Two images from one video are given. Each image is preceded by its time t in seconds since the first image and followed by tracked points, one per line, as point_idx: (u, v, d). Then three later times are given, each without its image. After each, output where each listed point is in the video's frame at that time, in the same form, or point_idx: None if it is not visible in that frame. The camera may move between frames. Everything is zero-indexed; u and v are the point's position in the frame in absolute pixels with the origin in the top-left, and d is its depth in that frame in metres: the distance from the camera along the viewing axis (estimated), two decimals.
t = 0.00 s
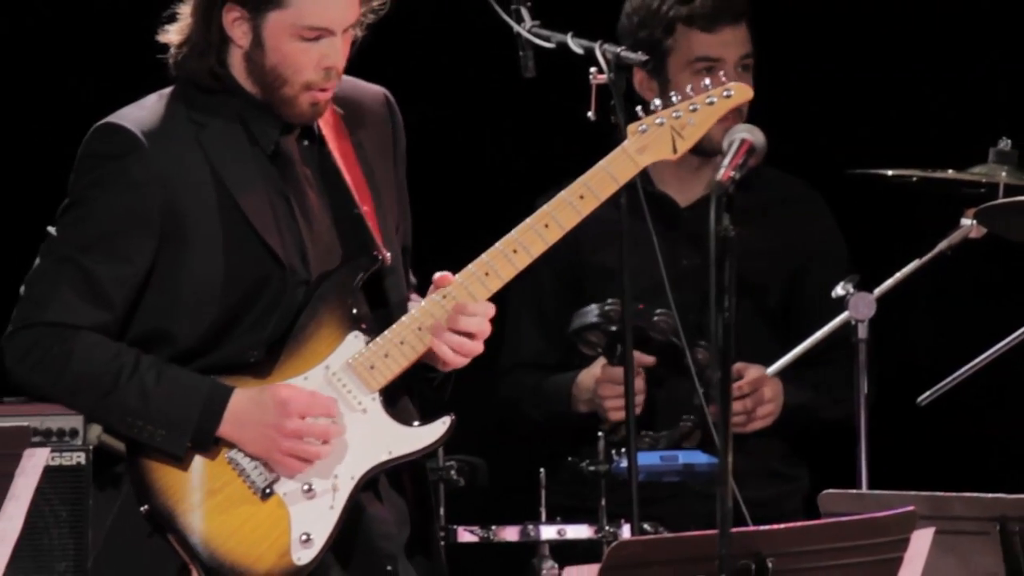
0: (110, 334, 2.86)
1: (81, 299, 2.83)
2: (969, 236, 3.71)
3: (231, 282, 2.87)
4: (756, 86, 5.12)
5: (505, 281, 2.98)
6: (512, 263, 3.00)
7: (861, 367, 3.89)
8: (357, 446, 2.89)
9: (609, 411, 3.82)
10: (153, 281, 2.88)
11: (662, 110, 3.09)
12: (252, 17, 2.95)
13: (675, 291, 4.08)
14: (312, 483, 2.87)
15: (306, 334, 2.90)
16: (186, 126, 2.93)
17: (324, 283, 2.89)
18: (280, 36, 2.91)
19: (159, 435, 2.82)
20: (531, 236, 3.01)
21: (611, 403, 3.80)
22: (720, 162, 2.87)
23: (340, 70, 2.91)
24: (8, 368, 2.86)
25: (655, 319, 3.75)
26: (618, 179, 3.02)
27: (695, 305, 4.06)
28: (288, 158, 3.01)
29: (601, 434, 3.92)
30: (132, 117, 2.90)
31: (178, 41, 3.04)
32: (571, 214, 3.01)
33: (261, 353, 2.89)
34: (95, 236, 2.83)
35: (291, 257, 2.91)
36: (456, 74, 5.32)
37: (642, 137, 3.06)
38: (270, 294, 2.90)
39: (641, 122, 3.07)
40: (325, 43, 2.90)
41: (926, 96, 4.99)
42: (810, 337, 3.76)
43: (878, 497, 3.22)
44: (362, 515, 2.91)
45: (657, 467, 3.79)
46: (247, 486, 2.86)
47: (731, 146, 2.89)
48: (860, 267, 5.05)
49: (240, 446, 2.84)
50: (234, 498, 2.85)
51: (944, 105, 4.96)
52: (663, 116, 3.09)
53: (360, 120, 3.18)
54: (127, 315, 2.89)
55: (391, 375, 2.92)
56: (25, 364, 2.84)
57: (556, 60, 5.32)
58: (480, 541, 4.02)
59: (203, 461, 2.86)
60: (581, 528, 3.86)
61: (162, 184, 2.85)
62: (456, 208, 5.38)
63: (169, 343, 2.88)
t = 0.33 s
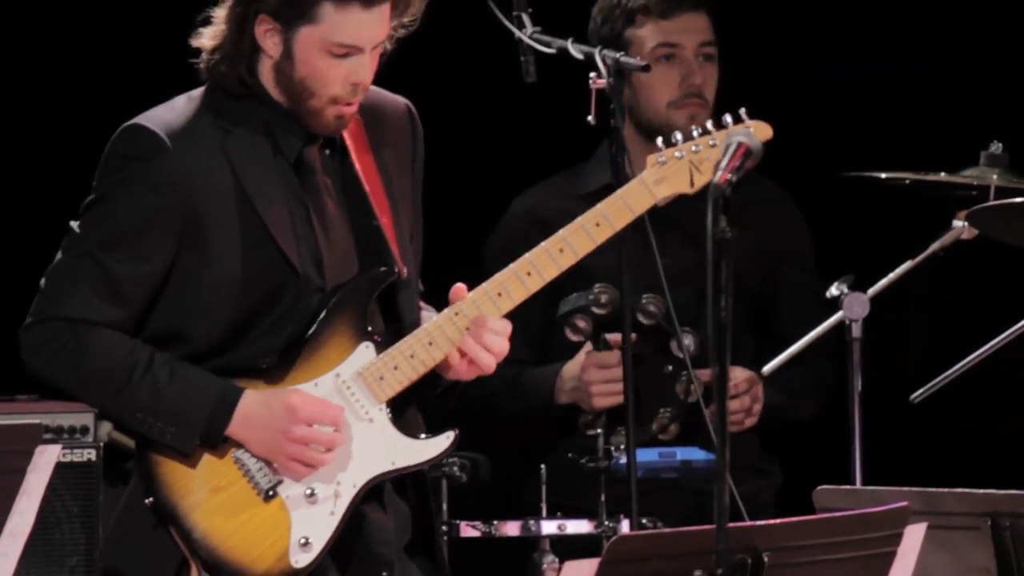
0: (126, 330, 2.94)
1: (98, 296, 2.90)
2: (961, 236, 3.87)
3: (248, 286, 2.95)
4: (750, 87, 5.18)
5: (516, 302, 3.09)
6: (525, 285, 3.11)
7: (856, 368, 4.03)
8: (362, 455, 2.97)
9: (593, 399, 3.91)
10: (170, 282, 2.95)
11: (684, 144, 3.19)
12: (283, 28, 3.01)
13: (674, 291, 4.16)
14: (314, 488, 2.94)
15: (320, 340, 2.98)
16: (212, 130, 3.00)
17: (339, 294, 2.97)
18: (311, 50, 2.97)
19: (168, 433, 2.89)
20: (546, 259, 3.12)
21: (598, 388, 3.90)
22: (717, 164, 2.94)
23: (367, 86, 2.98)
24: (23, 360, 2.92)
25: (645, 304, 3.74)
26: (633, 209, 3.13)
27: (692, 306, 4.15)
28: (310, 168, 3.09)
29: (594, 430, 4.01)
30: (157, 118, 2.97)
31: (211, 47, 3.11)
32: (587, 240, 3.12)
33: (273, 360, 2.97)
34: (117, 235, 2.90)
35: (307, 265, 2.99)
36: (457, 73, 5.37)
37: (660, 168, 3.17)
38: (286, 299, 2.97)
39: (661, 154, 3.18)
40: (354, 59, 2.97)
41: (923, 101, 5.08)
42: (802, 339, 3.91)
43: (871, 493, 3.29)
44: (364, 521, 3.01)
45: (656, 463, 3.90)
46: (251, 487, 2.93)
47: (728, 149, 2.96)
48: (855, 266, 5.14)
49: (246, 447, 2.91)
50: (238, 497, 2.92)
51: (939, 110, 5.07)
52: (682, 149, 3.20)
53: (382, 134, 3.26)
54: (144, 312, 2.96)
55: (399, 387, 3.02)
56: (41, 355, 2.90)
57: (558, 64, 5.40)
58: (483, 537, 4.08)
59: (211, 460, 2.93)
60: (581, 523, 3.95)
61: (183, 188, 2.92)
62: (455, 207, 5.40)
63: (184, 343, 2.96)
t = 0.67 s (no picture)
0: (145, 323, 2.96)
1: (121, 287, 2.92)
2: (950, 241, 3.98)
3: (272, 290, 2.98)
4: (739, 92, 5.33)
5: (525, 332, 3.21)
6: (534, 315, 3.23)
7: (848, 369, 4.12)
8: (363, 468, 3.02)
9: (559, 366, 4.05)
10: (192, 280, 2.98)
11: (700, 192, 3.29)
12: (329, 43, 3.04)
13: (669, 290, 4.24)
14: (314, 494, 2.99)
15: (333, 349, 3.05)
16: (247, 135, 3.04)
17: (355, 305, 3.03)
18: (353, 69, 3.01)
19: (178, 426, 2.92)
20: (557, 292, 3.24)
21: (568, 352, 4.03)
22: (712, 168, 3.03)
23: (401, 108, 3.04)
24: (42, 343, 2.93)
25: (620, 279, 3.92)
26: (646, 252, 3.25)
27: (688, 306, 4.23)
28: (336, 181, 3.14)
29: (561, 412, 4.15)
30: (192, 119, 3.01)
31: (258, 52, 3.15)
32: (597, 275, 3.24)
33: (285, 365, 3.01)
34: (146, 230, 2.92)
35: (326, 274, 3.03)
36: (456, 77, 5.48)
37: (676, 214, 3.28)
38: (306, 306, 3.02)
39: (677, 199, 3.28)
40: (393, 82, 3.02)
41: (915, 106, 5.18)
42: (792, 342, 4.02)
43: (865, 491, 3.35)
44: (357, 532, 3.05)
45: (652, 461, 4.03)
46: (254, 487, 2.97)
47: (723, 154, 3.03)
48: (848, 268, 5.24)
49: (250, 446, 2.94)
50: (240, 495, 2.96)
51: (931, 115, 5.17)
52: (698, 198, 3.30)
53: (401, 155, 3.34)
54: (164, 307, 2.99)
55: (404, 403, 3.09)
56: (61, 339, 2.92)
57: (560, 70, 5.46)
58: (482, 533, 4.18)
59: (217, 457, 2.97)
60: (580, 520, 4.06)
61: (212, 189, 2.95)
62: (457, 208, 5.54)
63: (201, 341, 3.00)
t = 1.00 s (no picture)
0: (158, 323, 3.02)
1: (137, 286, 2.98)
2: (939, 244, 4.06)
3: (284, 296, 3.05)
4: (734, 99, 5.45)
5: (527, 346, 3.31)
6: (537, 332, 3.35)
7: (837, 370, 4.22)
8: (365, 472, 3.11)
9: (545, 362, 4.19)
10: (206, 283, 3.04)
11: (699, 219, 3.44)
12: (356, 58, 3.12)
13: (662, 292, 4.32)
14: (316, 498, 3.07)
15: (340, 356, 3.13)
16: (267, 144, 3.11)
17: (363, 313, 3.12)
18: (379, 84, 3.10)
19: (187, 425, 2.99)
20: (560, 310, 3.36)
21: (552, 350, 4.18)
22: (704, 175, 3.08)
23: (422, 123, 3.12)
24: (56, 338, 2.99)
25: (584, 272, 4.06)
26: (646, 272, 3.40)
27: (681, 308, 4.32)
28: (350, 195, 3.23)
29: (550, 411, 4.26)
30: (213, 125, 3.07)
31: (285, 63, 3.20)
32: (599, 295, 3.38)
33: (294, 372, 3.09)
34: (164, 232, 2.97)
35: (336, 282, 3.11)
36: (453, 81, 5.59)
37: (678, 238, 3.43)
38: (316, 312, 3.10)
39: (679, 225, 3.44)
40: (416, 98, 3.11)
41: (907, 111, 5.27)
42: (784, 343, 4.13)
43: (854, 490, 3.35)
44: (356, 536, 3.14)
45: (645, 460, 4.13)
46: (257, 488, 3.05)
47: (715, 160, 3.08)
48: (836, 270, 5.34)
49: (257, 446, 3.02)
50: (245, 495, 3.04)
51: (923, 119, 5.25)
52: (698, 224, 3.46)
53: (407, 170, 3.44)
54: (177, 309, 3.05)
55: (406, 411, 3.17)
56: (77, 334, 2.98)
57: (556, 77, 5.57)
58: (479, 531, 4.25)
59: (226, 457, 3.05)
60: (575, 518, 4.15)
61: (230, 196, 3.01)
62: (460, 211, 5.65)
63: (213, 342, 3.06)
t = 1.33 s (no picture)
0: (161, 322, 3.11)
1: (141, 285, 3.06)
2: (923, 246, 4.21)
3: (284, 297, 3.14)
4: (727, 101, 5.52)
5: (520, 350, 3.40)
6: (531, 336, 3.43)
7: (825, 370, 4.36)
8: (361, 472, 3.19)
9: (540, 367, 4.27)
10: (208, 284, 3.13)
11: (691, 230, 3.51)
12: (364, 66, 3.21)
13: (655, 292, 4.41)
14: (313, 496, 3.15)
15: (338, 358, 3.21)
16: (270, 148, 3.19)
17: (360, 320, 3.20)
18: (387, 92, 3.19)
19: (186, 422, 3.07)
20: (554, 316, 3.45)
21: (547, 356, 4.25)
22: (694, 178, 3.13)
23: (428, 130, 3.22)
24: (61, 333, 3.07)
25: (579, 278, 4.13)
26: (638, 280, 3.47)
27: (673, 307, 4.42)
28: (352, 200, 3.32)
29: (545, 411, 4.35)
30: (218, 129, 3.16)
31: (294, 72, 3.27)
32: (593, 302, 3.47)
33: (292, 372, 3.17)
34: (169, 233, 3.06)
35: (336, 285, 3.20)
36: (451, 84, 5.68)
37: (671, 248, 3.50)
38: (315, 314, 3.19)
39: (673, 235, 3.50)
40: (423, 105, 3.21)
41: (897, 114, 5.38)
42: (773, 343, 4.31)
43: (840, 486, 3.41)
44: (353, 533, 3.22)
45: (637, 457, 4.16)
46: (256, 487, 3.12)
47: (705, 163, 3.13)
48: (827, 271, 5.43)
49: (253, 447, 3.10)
50: (243, 493, 3.11)
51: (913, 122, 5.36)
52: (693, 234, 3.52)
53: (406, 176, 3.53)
54: (180, 308, 3.14)
55: (400, 412, 3.25)
56: (81, 330, 3.06)
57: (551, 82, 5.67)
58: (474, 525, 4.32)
59: (222, 454, 3.12)
60: (569, 514, 4.22)
61: (233, 198, 3.10)
62: (457, 212, 5.74)
63: (213, 342, 3.15)
